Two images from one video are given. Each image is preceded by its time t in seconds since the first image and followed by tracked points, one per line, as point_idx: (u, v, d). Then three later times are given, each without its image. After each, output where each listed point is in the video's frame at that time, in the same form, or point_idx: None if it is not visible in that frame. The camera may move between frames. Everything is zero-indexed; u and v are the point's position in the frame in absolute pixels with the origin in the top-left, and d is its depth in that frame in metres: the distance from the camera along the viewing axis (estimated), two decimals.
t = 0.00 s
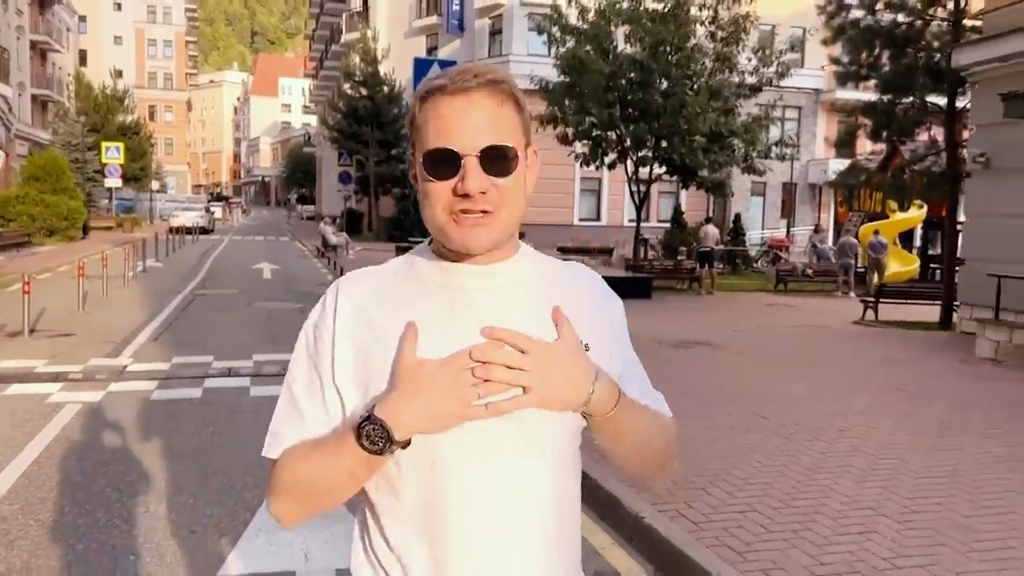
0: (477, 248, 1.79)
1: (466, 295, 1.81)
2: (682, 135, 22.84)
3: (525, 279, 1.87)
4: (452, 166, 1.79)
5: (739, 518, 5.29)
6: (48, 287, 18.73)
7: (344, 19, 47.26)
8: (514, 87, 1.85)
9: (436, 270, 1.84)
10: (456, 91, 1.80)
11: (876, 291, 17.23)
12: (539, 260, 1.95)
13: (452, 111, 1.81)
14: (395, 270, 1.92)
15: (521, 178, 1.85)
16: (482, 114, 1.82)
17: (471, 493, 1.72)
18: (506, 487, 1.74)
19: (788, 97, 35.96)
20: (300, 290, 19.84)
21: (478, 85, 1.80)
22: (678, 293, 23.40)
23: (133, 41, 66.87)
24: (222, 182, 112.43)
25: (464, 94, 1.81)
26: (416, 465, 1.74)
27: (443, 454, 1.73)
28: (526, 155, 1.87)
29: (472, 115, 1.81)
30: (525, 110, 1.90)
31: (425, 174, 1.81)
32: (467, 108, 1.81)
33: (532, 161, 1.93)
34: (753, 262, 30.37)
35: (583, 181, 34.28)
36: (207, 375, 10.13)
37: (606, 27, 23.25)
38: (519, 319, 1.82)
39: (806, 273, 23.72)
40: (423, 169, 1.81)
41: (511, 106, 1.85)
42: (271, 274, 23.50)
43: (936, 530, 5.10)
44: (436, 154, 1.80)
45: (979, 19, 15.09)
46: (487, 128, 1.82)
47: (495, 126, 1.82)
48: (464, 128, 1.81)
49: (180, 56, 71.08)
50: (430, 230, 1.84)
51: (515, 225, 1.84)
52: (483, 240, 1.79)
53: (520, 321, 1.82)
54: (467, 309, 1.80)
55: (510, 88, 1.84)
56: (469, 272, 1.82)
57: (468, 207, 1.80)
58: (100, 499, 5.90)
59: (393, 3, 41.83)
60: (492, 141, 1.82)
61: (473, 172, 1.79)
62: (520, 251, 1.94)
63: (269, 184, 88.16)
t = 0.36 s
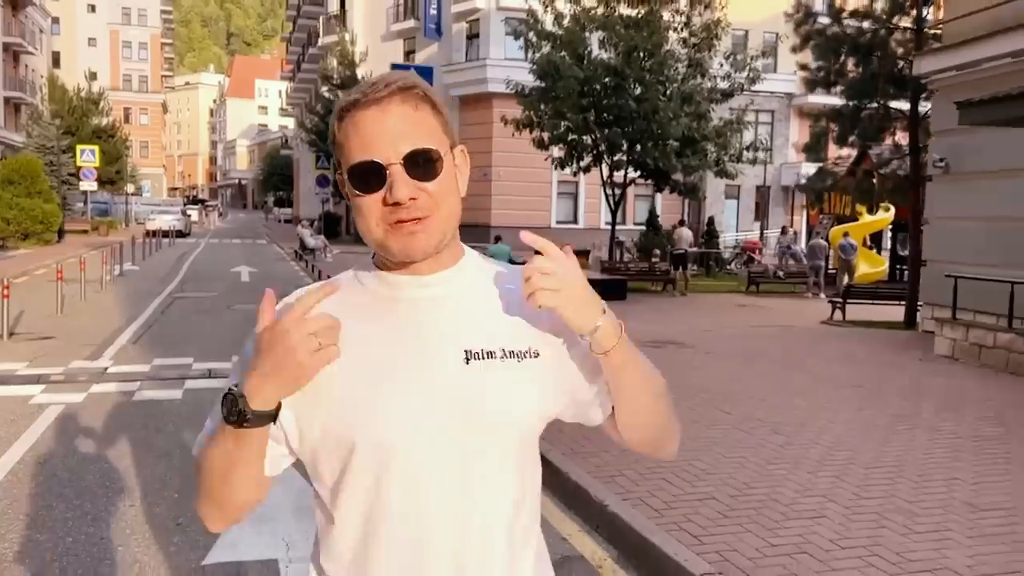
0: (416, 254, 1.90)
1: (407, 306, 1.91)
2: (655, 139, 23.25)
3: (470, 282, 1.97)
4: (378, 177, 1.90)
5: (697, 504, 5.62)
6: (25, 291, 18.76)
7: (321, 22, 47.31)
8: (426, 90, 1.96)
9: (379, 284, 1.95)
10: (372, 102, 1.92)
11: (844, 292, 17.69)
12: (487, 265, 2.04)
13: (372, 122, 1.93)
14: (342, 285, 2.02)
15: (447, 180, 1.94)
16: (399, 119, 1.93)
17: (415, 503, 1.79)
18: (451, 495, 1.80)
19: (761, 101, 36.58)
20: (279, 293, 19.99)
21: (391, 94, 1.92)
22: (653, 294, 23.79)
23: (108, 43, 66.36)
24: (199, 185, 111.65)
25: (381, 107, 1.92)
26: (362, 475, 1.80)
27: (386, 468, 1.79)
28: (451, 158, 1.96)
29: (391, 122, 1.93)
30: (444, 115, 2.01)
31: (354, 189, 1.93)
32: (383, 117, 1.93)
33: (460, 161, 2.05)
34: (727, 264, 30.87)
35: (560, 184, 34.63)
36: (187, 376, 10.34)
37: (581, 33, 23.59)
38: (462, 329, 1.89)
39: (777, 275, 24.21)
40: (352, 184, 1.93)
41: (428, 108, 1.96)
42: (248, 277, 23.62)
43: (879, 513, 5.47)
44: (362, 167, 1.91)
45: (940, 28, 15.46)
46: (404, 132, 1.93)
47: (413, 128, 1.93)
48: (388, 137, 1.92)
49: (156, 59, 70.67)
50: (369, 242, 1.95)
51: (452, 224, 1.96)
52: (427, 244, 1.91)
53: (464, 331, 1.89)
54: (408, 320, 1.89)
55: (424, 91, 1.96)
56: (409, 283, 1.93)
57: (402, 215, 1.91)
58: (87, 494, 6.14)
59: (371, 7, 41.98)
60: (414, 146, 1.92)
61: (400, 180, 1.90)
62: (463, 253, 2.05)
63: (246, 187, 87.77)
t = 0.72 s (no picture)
0: (491, 242, 1.97)
1: (483, 299, 1.98)
2: (635, 140, 23.64)
3: (542, 284, 2.01)
4: (471, 161, 1.99)
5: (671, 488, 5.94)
6: (9, 291, 18.83)
7: (304, 22, 47.38)
8: (534, 89, 2.06)
9: (458, 269, 2.03)
10: (481, 92, 2.02)
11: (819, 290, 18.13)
12: (563, 268, 2.08)
13: (477, 108, 2.02)
14: (428, 272, 2.12)
15: (537, 177, 2.02)
16: (506, 111, 2.01)
17: (466, 488, 1.89)
18: (501, 484, 1.89)
19: (739, 102, 37.10)
20: (264, 292, 20.18)
21: (500, 85, 2.01)
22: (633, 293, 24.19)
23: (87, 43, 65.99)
24: (179, 185, 111.11)
25: (487, 96, 2.02)
26: (423, 460, 1.91)
27: (443, 451, 1.89)
28: (544, 158, 2.05)
29: (497, 110, 2.01)
30: (549, 115, 2.09)
31: (447, 170, 2.02)
32: (489, 105, 2.02)
33: (555, 165, 2.12)
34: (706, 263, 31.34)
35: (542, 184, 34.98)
36: (177, 372, 10.57)
37: (562, 35, 23.91)
38: (531, 324, 1.96)
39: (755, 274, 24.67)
40: (447, 164, 2.01)
41: (534, 107, 2.04)
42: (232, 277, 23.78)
43: (841, 495, 5.81)
44: (457, 148, 2.00)
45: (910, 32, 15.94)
46: (507, 124, 2.01)
47: (518, 125, 2.01)
48: (488, 126, 2.00)
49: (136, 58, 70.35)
50: (451, 224, 2.04)
51: (533, 220, 2.03)
52: (502, 236, 1.97)
53: (530, 328, 1.96)
54: (479, 311, 1.97)
55: (531, 89, 2.04)
56: (485, 271, 1.99)
57: (485, 201, 1.99)
58: (86, 482, 6.39)
59: (353, 7, 42.12)
60: (511, 140, 2.00)
61: (492, 167, 1.98)
62: (546, 254, 2.10)
63: (228, 188, 87.49)
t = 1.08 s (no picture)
0: (566, 248, 1.98)
1: (554, 296, 2.01)
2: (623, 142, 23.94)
3: (607, 291, 2.03)
4: (560, 167, 2.01)
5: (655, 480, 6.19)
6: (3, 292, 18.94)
7: (293, 23, 47.47)
8: (635, 101, 2.05)
9: (532, 267, 2.06)
10: (580, 95, 2.02)
11: (803, 290, 18.50)
12: (632, 274, 2.10)
13: (575, 113, 2.02)
14: (499, 262, 2.14)
15: (624, 190, 2.04)
16: (604, 122, 2.02)
17: (524, 480, 1.92)
18: (559, 483, 1.92)
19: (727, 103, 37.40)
20: (255, 293, 20.36)
21: (601, 94, 2.01)
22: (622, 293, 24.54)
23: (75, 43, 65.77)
24: (167, 186, 110.84)
25: (586, 101, 2.02)
26: (484, 452, 1.95)
27: (503, 444, 1.93)
28: (631, 171, 2.06)
29: (593, 118, 2.02)
30: (643, 127, 2.10)
31: (537, 171, 2.03)
32: (585, 111, 2.02)
33: (644, 176, 2.13)
34: (693, 263, 31.72)
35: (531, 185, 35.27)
36: (172, 371, 10.80)
37: (551, 39, 24.18)
38: (599, 329, 1.99)
39: (741, 274, 25.05)
40: (536, 166, 2.03)
41: (630, 117, 2.05)
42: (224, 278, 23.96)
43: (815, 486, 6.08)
44: (548, 151, 2.02)
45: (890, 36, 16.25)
46: (603, 137, 2.02)
47: (613, 135, 2.02)
48: (581, 134, 2.02)
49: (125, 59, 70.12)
50: (533, 225, 2.05)
51: (612, 231, 2.03)
52: (578, 243, 1.98)
53: (596, 332, 1.98)
54: (548, 313, 2.00)
55: (632, 100, 2.04)
56: (560, 275, 2.01)
57: (569, 208, 2.00)
58: (90, 475, 6.62)
59: (343, 9, 42.29)
60: (602, 150, 2.02)
61: (580, 173, 2.00)
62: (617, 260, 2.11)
63: (216, 188, 87.43)
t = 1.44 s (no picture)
0: (531, 267, 1.79)
1: (516, 315, 1.82)
2: (616, 145, 24.21)
3: (574, 304, 1.85)
4: (516, 187, 1.81)
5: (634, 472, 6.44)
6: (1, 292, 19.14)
7: (289, 25, 47.70)
8: (579, 115, 1.88)
9: (488, 286, 1.85)
10: (527, 114, 1.83)
11: (792, 290, 18.80)
12: (590, 287, 1.92)
13: (523, 132, 1.83)
14: (448, 284, 1.91)
15: (582, 203, 1.86)
16: (551, 138, 1.83)
17: (497, 503, 1.74)
18: (535, 496, 1.75)
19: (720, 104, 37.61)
20: (251, 293, 20.60)
21: (548, 111, 1.82)
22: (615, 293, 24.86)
23: (71, 44, 65.87)
24: (164, 187, 110.96)
25: (533, 122, 1.83)
26: (453, 477, 1.76)
27: (474, 470, 1.74)
28: (585, 185, 1.88)
29: (542, 136, 1.83)
30: (590, 142, 1.92)
31: (491, 194, 1.83)
32: (538, 128, 1.83)
33: (593, 189, 1.95)
34: (686, 264, 32.04)
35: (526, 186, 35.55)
36: (170, 369, 11.05)
37: (544, 42, 24.44)
38: (567, 345, 1.80)
39: (733, 275, 25.37)
40: (491, 188, 1.83)
41: (578, 133, 1.87)
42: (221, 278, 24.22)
43: (787, 476, 6.35)
44: (501, 173, 1.82)
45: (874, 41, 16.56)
46: (555, 151, 1.83)
47: (563, 149, 1.83)
48: (533, 149, 1.82)
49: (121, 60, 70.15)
50: (489, 248, 1.85)
51: (574, 247, 1.84)
52: (542, 259, 1.79)
53: (563, 348, 1.79)
54: (512, 333, 1.79)
55: (577, 115, 1.87)
56: (524, 295, 1.81)
57: (530, 224, 1.81)
58: (92, 467, 6.86)
59: (339, 11, 42.54)
60: (556, 166, 1.83)
61: (537, 192, 1.81)
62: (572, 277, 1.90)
63: (213, 189, 87.63)
